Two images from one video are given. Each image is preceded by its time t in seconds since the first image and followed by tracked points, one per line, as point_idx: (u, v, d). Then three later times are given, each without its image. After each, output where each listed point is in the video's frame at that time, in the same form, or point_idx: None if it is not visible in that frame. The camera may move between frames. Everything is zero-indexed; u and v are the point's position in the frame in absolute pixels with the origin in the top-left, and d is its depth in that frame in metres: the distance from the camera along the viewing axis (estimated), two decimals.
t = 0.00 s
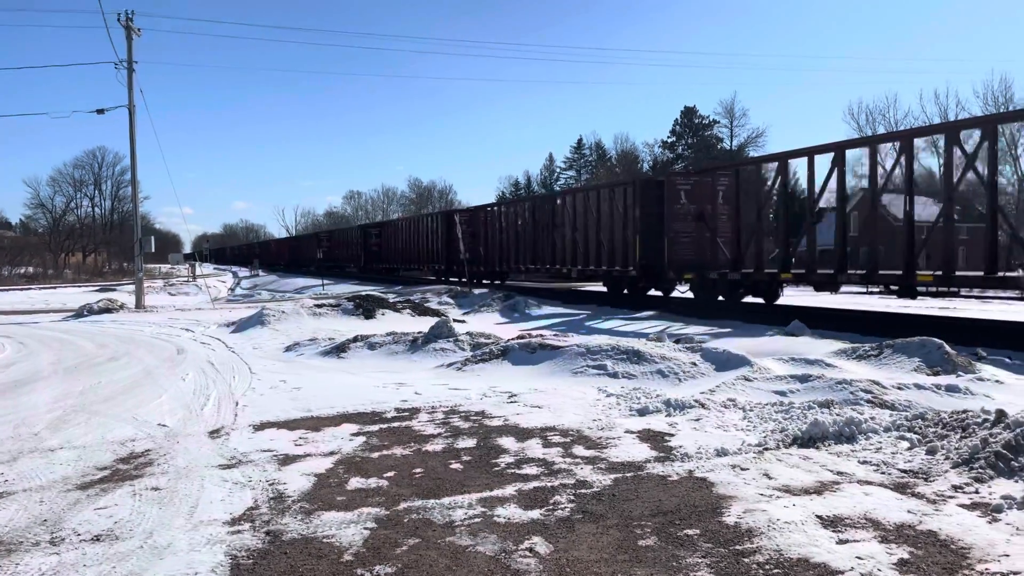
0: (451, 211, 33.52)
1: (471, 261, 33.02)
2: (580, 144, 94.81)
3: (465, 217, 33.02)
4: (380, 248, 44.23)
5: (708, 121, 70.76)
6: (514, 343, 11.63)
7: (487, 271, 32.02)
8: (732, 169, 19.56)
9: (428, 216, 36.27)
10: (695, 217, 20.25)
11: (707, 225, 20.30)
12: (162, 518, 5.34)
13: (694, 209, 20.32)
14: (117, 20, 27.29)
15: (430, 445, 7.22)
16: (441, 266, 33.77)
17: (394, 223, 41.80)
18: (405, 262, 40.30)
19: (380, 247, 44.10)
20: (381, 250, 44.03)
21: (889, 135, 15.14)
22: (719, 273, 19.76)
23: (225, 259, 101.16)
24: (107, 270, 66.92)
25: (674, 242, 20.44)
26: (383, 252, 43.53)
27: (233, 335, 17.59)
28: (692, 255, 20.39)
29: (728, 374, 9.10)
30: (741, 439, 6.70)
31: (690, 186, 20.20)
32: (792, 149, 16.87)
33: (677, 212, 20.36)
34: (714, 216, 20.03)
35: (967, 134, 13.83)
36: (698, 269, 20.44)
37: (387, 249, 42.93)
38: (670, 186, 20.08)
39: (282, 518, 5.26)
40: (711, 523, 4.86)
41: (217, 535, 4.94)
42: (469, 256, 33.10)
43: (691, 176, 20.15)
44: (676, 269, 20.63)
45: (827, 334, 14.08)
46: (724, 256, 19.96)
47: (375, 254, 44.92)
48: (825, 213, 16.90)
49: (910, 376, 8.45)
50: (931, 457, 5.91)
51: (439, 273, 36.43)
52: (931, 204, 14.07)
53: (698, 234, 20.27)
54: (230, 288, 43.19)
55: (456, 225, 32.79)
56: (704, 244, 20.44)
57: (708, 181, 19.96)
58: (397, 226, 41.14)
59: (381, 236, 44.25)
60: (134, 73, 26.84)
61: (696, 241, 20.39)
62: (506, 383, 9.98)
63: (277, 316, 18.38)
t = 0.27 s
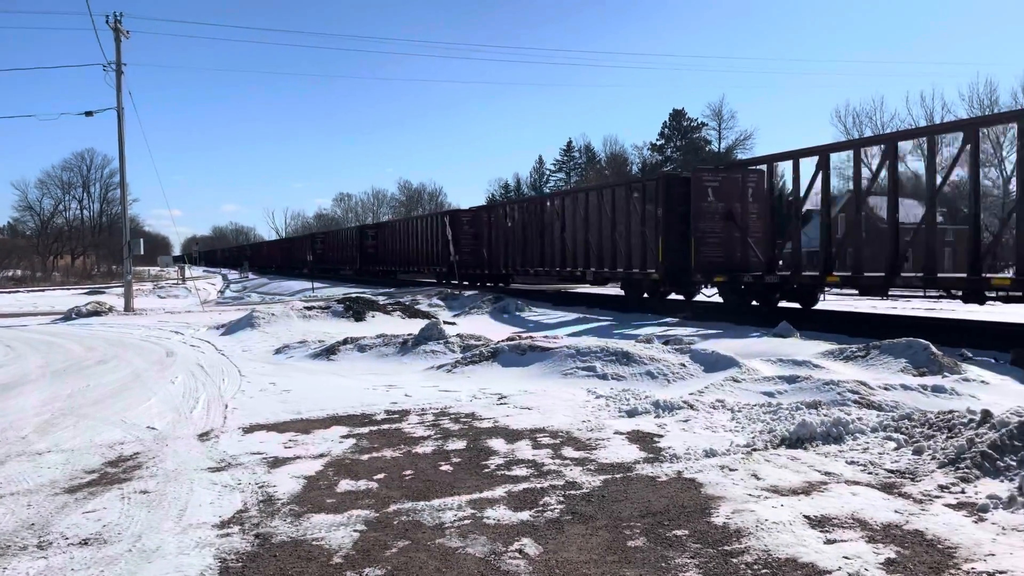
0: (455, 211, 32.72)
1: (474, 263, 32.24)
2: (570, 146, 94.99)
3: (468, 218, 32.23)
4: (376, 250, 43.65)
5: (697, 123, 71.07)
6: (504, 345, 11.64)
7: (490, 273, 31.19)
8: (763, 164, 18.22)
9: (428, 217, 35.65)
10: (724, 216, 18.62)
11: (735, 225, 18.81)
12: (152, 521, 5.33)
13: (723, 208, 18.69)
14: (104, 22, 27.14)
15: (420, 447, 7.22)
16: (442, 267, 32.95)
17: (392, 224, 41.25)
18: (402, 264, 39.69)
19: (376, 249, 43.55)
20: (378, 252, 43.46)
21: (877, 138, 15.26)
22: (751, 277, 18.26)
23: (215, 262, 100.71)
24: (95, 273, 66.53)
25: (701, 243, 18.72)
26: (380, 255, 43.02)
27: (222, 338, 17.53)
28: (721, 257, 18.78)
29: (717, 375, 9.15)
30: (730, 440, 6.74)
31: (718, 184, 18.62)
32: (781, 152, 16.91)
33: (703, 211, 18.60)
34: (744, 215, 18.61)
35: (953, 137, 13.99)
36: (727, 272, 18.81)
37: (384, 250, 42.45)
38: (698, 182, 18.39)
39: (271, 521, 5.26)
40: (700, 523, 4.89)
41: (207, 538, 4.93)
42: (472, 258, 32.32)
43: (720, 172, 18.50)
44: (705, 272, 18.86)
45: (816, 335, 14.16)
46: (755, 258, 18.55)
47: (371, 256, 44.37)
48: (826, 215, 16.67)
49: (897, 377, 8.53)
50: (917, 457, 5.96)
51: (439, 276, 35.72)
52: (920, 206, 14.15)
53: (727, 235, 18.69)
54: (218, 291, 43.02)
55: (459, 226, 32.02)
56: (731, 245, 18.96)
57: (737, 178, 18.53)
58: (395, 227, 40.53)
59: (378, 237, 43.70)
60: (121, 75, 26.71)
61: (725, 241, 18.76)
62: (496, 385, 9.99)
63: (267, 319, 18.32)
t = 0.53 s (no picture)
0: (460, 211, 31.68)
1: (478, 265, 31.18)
2: (559, 147, 95.07)
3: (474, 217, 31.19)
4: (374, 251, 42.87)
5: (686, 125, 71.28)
6: (493, 346, 11.63)
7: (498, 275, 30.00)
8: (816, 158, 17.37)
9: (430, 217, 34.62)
10: (773, 212, 17.70)
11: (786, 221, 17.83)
12: (138, 525, 5.29)
13: (771, 203, 17.79)
14: (91, 22, 26.95)
15: (409, 449, 7.20)
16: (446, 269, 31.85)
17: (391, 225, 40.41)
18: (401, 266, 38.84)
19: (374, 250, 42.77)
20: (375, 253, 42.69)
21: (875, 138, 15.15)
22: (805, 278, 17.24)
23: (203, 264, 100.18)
24: (82, 275, 66.04)
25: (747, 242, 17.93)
26: (378, 256, 42.30)
27: (211, 340, 17.43)
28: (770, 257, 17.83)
29: (706, 376, 9.19)
30: (718, 441, 6.76)
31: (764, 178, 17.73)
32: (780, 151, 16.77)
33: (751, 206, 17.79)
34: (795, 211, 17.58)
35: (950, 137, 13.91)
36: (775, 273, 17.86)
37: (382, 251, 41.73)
38: (744, 175, 17.60)
39: (259, 523, 5.23)
40: (689, 524, 4.90)
41: (194, 541, 4.90)
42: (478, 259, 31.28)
43: (767, 164, 17.68)
44: (752, 273, 17.99)
45: (804, 336, 14.23)
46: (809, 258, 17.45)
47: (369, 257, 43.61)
48: (834, 215, 16.42)
49: (884, 377, 8.58)
50: (905, 457, 6.00)
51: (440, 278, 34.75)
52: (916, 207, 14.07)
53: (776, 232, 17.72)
54: (206, 292, 42.78)
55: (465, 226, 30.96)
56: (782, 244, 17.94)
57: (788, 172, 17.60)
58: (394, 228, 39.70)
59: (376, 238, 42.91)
60: (108, 75, 26.53)
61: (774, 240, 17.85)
62: (486, 387, 9.98)
63: (255, 320, 18.24)
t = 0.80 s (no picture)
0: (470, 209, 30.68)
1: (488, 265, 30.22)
2: (553, 148, 95.08)
3: (484, 215, 30.20)
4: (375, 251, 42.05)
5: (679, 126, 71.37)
6: (487, 346, 11.64)
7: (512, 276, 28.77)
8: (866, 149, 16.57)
9: (436, 216, 33.68)
10: (823, 207, 16.75)
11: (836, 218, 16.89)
12: (131, 525, 5.27)
13: (821, 198, 16.82)
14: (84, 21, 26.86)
15: (403, 449, 7.20)
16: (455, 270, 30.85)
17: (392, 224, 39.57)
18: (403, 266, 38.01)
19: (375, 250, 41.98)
20: (376, 253, 41.89)
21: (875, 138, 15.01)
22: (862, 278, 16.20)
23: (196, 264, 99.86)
24: (75, 275, 65.77)
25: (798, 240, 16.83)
26: (378, 257, 41.52)
27: (204, 340, 17.39)
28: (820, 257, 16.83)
29: (700, 376, 9.21)
30: (712, 441, 6.77)
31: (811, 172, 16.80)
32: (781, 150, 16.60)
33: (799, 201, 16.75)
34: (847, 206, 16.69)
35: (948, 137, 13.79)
36: (824, 273, 16.89)
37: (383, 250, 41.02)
38: (792, 168, 16.58)
39: (253, 524, 5.22)
40: (682, 524, 4.91)
41: (187, 542, 4.88)
42: (488, 259, 30.33)
43: (816, 156, 16.73)
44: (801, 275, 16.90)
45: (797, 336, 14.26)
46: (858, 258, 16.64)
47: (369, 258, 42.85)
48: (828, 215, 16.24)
49: (877, 377, 8.60)
50: (897, 457, 6.01)
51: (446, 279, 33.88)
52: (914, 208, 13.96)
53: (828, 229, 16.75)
54: (199, 293, 42.65)
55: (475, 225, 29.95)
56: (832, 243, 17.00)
57: (839, 164, 16.64)
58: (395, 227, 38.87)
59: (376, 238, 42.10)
60: (101, 75, 26.44)
61: (825, 238, 16.85)
62: (479, 387, 9.98)
63: (248, 321, 18.20)
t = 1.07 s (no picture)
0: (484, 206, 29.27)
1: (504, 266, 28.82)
2: (549, 147, 95.16)
3: (498, 213, 28.75)
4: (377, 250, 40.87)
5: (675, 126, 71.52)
6: (483, 345, 11.64)
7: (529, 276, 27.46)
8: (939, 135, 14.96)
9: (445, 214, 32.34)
10: (895, 200, 15.19)
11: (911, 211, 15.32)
12: (125, 526, 5.25)
13: (892, 190, 15.23)
14: (79, 20, 26.78)
15: (398, 449, 7.20)
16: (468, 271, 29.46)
17: (394, 223, 38.37)
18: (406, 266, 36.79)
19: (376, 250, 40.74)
20: (378, 253, 40.69)
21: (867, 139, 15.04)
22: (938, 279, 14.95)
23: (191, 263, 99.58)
24: (69, 275, 65.48)
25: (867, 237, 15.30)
26: (380, 257, 40.36)
27: (199, 340, 17.34)
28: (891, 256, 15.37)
29: (695, 376, 9.22)
30: (707, 440, 6.78)
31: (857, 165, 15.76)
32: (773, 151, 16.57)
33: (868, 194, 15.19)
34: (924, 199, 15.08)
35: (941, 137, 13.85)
36: (897, 274, 15.42)
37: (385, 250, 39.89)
38: (862, 156, 14.95)
39: (247, 524, 5.21)
40: (677, 523, 4.91)
41: (182, 542, 4.87)
42: (502, 259, 28.93)
43: (888, 143, 15.04)
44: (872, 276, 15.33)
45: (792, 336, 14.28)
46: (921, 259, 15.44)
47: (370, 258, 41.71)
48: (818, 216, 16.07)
49: (872, 377, 8.62)
50: (892, 456, 6.03)
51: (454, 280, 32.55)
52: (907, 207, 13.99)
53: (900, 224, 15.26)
54: (194, 292, 42.57)
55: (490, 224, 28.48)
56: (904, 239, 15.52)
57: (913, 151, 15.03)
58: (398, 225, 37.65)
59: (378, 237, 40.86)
60: (96, 74, 26.37)
61: (896, 235, 15.39)
62: (474, 386, 9.98)
63: (244, 320, 18.16)
